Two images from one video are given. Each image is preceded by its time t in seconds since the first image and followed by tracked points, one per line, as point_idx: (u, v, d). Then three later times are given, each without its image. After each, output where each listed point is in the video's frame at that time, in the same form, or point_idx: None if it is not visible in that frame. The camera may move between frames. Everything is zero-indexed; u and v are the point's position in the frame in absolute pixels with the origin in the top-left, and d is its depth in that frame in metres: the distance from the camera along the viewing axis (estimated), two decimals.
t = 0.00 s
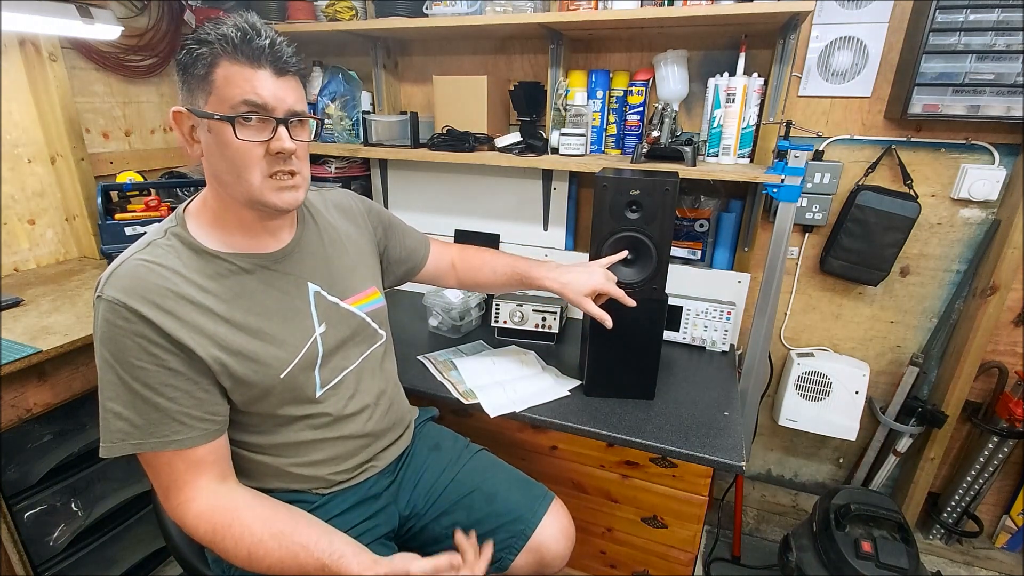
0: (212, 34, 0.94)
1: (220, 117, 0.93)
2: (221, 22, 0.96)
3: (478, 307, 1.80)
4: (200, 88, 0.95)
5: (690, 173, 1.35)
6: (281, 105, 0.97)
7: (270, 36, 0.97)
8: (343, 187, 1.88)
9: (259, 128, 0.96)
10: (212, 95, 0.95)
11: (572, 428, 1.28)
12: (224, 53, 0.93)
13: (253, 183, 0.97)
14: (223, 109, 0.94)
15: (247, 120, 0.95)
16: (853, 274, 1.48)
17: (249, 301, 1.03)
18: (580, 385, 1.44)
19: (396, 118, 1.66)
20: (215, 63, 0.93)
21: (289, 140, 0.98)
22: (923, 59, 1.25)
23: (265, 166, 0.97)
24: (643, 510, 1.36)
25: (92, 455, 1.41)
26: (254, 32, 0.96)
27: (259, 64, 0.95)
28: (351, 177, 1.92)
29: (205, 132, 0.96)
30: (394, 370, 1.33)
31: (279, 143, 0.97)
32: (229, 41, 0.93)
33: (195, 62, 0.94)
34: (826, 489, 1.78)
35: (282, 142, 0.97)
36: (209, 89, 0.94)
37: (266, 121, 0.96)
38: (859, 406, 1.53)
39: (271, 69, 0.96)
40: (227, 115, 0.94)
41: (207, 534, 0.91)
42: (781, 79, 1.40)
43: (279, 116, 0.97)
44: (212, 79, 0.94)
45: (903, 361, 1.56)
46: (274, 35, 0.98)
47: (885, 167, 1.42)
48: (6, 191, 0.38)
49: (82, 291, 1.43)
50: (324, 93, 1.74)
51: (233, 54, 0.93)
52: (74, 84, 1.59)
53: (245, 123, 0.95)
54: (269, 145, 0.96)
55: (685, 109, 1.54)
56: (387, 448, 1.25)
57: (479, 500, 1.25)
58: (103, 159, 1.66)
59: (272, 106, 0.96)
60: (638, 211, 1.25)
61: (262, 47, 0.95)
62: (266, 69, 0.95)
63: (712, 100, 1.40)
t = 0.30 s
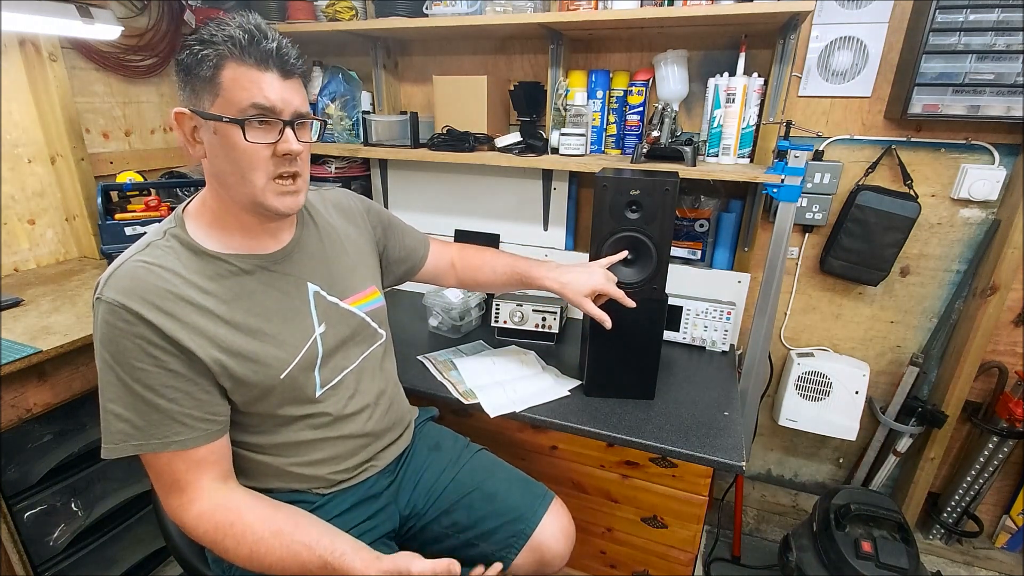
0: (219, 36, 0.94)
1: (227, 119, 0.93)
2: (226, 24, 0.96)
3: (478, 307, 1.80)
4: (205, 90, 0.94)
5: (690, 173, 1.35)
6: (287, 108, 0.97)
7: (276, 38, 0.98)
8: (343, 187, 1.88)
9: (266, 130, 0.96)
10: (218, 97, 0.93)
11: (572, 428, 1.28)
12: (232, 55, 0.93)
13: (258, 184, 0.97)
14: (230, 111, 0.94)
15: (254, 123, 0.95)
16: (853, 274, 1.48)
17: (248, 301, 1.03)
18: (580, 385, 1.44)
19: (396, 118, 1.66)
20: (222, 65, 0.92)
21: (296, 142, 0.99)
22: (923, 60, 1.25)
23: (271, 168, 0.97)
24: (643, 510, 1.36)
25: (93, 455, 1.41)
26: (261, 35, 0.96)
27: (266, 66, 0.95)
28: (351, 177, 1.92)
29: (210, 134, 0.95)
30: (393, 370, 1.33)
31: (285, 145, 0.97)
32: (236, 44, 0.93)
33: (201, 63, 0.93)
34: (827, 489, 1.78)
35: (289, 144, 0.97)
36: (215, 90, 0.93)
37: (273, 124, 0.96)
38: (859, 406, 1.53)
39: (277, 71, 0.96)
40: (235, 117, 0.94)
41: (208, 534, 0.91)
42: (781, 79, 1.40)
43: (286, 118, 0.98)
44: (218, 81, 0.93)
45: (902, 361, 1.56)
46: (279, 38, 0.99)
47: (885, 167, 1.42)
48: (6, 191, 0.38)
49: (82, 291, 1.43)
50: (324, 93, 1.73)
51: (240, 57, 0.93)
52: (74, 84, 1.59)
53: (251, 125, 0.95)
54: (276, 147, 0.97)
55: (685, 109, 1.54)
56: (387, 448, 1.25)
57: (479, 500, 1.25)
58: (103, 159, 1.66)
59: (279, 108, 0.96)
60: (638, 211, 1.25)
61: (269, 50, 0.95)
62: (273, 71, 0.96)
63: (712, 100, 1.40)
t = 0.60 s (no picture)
0: (227, 37, 0.94)
1: (236, 120, 0.93)
2: (232, 25, 0.96)
3: (478, 307, 1.80)
4: (212, 91, 0.93)
5: (690, 173, 1.35)
6: (293, 109, 0.98)
7: (283, 40, 0.99)
8: (343, 187, 1.88)
9: (273, 131, 0.96)
10: (226, 98, 0.93)
11: (572, 428, 1.28)
12: (241, 57, 0.93)
13: (268, 185, 0.98)
14: (239, 112, 0.94)
15: (264, 124, 0.95)
16: (853, 274, 1.48)
17: (248, 301, 1.03)
18: (579, 385, 1.44)
19: (396, 118, 1.66)
20: (229, 66, 0.92)
21: (303, 143, 1.00)
22: (923, 60, 1.25)
23: (279, 168, 0.98)
24: (643, 510, 1.36)
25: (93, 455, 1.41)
26: (268, 37, 0.97)
27: (274, 68, 0.96)
28: (351, 177, 1.92)
29: (217, 135, 0.94)
30: (394, 371, 1.33)
31: (293, 145, 0.98)
32: (244, 45, 0.94)
33: (208, 64, 0.92)
34: (827, 489, 1.78)
35: (296, 144, 0.98)
36: (223, 91, 0.93)
37: (280, 125, 0.96)
38: (859, 406, 1.53)
39: (285, 73, 0.97)
40: (245, 119, 0.94)
41: (208, 534, 0.91)
42: (781, 79, 1.40)
43: (292, 118, 0.98)
44: (226, 82, 0.92)
45: (903, 361, 1.56)
46: (285, 40, 1.00)
47: (885, 167, 1.42)
48: (7, 191, 0.38)
49: (82, 291, 1.43)
50: (324, 93, 1.73)
51: (248, 58, 0.93)
52: (74, 84, 1.59)
53: (260, 126, 0.95)
54: (285, 148, 0.97)
55: (685, 109, 1.54)
56: (387, 448, 1.25)
57: (479, 499, 1.25)
58: (103, 159, 1.66)
59: (287, 110, 0.97)
60: (638, 211, 1.25)
61: (277, 51, 0.96)
62: (281, 73, 0.96)
63: (712, 100, 1.40)
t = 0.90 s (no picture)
0: (258, 45, 0.94)
1: (286, 126, 0.96)
2: (255, 32, 0.96)
3: (478, 307, 1.80)
4: (252, 99, 0.93)
5: (690, 173, 1.35)
6: (322, 110, 1.01)
7: (306, 47, 1.02)
8: (343, 187, 1.89)
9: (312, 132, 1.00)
10: (267, 105, 0.94)
11: (573, 428, 1.28)
12: (281, 65, 0.95)
13: (307, 185, 1.02)
14: (284, 118, 0.96)
15: (307, 129, 0.98)
16: (853, 274, 1.48)
17: (253, 302, 1.03)
18: (580, 385, 1.44)
19: (396, 118, 1.66)
20: (269, 72, 0.94)
21: (331, 142, 1.05)
22: (923, 60, 1.25)
23: (317, 168, 1.03)
24: (643, 510, 1.36)
25: (93, 454, 1.41)
26: (293, 43, 0.99)
27: (307, 74, 0.99)
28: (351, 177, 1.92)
29: (259, 141, 0.95)
30: (397, 371, 1.33)
31: (325, 144, 1.03)
32: (279, 51, 0.96)
33: (247, 71, 0.92)
34: (826, 489, 1.78)
35: (328, 142, 1.04)
36: (264, 99, 0.94)
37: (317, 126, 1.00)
38: (859, 407, 1.53)
39: (314, 79, 1.01)
40: (291, 125, 0.96)
41: (209, 539, 0.91)
42: (781, 79, 1.40)
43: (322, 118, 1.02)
44: (268, 89, 0.94)
45: (903, 361, 1.56)
46: (306, 46, 1.02)
47: (885, 167, 1.42)
48: (7, 192, 0.38)
49: (82, 291, 1.43)
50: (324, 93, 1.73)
51: (284, 64, 0.96)
52: (74, 84, 1.59)
53: (304, 129, 0.98)
54: (319, 149, 1.02)
55: (685, 109, 1.54)
56: (390, 449, 1.25)
57: (480, 501, 1.25)
58: (103, 159, 1.66)
59: (321, 114, 1.01)
60: (638, 212, 1.25)
61: (306, 57, 0.99)
62: (312, 79, 1.00)
63: (712, 100, 1.40)
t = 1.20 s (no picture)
0: (261, 48, 0.94)
1: (286, 131, 0.95)
2: (259, 36, 0.96)
3: (478, 307, 1.80)
4: (253, 102, 0.93)
5: (690, 173, 1.35)
6: (322, 116, 1.01)
7: (311, 53, 1.02)
8: (343, 187, 1.89)
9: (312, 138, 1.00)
10: (268, 108, 0.94)
11: (573, 427, 1.28)
12: (284, 70, 0.95)
13: (302, 189, 1.02)
14: (284, 122, 0.95)
15: (307, 134, 0.98)
16: (853, 274, 1.48)
17: (252, 300, 1.03)
18: (580, 385, 1.44)
19: (396, 118, 1.66)
20: (272, 77, 0.93)
21: (331, 147, 1.05)
22: (923, 60, 1.25)
23: (314, 172, 1.03)
24: (643, 510, 1.36)
25: (93, 455, 1.41)
26: (298, 49, 0.99)
27: (310, 81, 0.99)
28: (351, 178, 1.92)
29: (257, 143, 0.95)
30: (393, 370, 1.33)
31: (324, 150, 1.03)
32: (283, 56, 0.96)
33: (250, 75, 0.92)
34: (826, 489, 1.78)
35: (327, 148, 1.04)
36: (266, 103, 0.93)
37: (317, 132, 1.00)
38: (859, 406, 1.53)
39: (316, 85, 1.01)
40: (291, 129, 0.96)
41: (209, 539, 0.92)
42: (781, 79, 1.40)
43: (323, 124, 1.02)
44: (270, 94, 0.93)
45: (903, 361, 1.56)
46: (310, 52, 1.03)
47: (885, 168, 1.42)
48: (6, 192, 0.38)
49: (82, 291, 1.43)
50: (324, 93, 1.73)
51: (288, 69, 0.96)
52: (74, 84, 1.59)
53: (304, 134, 0.98)
54: (318, 153, 1.02)
55: (685, 109, 1.54)
56: (388, 448, 1.25)
57: (479, 500, 1.25)
58: (103, 159, 1.66)
59: (321, 120, 1.01)
60: (638, 211, 1.25)
61: (309, 64, 1.00)
62: (314, 86, 1.01)
63: (712, 100, 1.40)
